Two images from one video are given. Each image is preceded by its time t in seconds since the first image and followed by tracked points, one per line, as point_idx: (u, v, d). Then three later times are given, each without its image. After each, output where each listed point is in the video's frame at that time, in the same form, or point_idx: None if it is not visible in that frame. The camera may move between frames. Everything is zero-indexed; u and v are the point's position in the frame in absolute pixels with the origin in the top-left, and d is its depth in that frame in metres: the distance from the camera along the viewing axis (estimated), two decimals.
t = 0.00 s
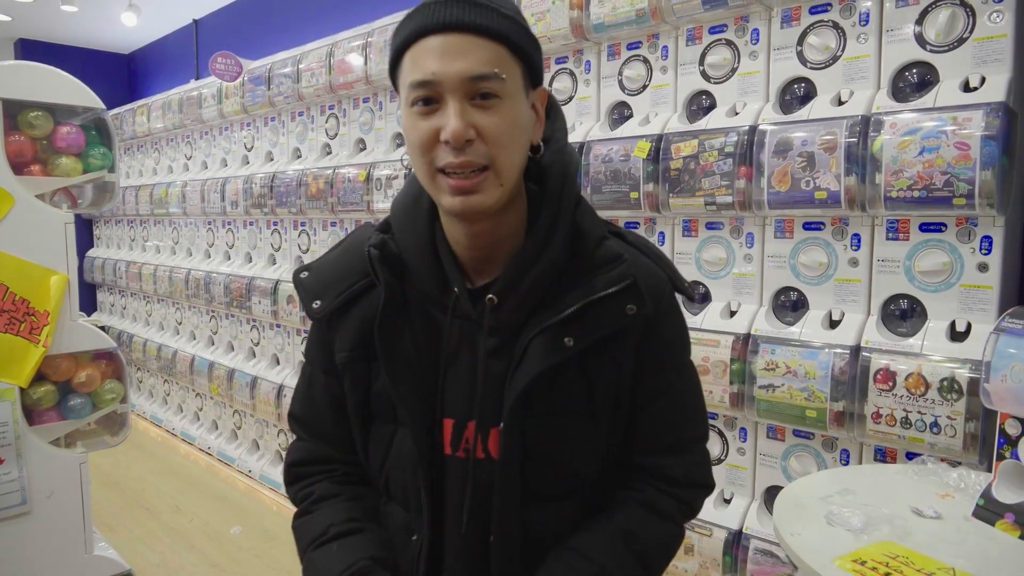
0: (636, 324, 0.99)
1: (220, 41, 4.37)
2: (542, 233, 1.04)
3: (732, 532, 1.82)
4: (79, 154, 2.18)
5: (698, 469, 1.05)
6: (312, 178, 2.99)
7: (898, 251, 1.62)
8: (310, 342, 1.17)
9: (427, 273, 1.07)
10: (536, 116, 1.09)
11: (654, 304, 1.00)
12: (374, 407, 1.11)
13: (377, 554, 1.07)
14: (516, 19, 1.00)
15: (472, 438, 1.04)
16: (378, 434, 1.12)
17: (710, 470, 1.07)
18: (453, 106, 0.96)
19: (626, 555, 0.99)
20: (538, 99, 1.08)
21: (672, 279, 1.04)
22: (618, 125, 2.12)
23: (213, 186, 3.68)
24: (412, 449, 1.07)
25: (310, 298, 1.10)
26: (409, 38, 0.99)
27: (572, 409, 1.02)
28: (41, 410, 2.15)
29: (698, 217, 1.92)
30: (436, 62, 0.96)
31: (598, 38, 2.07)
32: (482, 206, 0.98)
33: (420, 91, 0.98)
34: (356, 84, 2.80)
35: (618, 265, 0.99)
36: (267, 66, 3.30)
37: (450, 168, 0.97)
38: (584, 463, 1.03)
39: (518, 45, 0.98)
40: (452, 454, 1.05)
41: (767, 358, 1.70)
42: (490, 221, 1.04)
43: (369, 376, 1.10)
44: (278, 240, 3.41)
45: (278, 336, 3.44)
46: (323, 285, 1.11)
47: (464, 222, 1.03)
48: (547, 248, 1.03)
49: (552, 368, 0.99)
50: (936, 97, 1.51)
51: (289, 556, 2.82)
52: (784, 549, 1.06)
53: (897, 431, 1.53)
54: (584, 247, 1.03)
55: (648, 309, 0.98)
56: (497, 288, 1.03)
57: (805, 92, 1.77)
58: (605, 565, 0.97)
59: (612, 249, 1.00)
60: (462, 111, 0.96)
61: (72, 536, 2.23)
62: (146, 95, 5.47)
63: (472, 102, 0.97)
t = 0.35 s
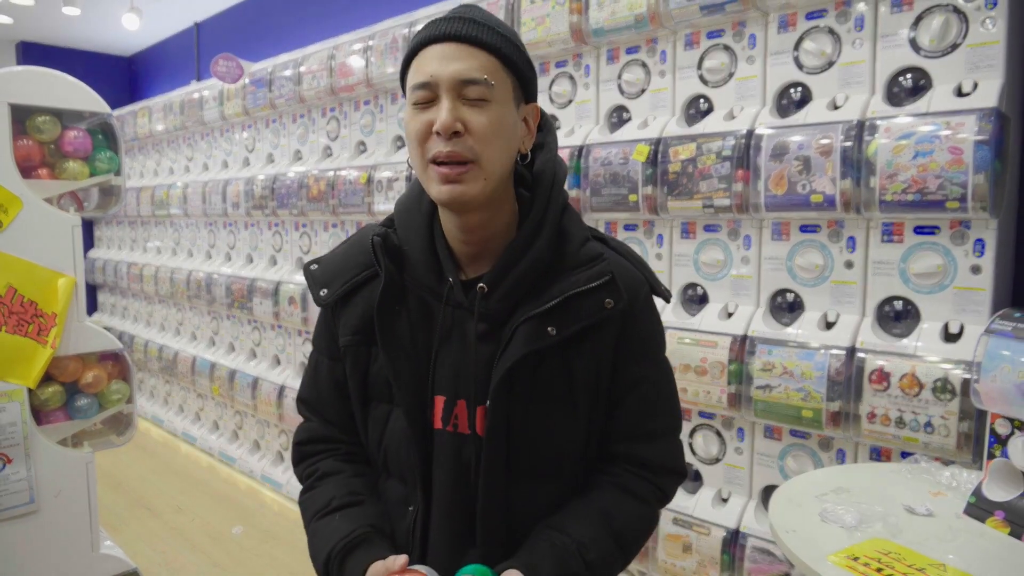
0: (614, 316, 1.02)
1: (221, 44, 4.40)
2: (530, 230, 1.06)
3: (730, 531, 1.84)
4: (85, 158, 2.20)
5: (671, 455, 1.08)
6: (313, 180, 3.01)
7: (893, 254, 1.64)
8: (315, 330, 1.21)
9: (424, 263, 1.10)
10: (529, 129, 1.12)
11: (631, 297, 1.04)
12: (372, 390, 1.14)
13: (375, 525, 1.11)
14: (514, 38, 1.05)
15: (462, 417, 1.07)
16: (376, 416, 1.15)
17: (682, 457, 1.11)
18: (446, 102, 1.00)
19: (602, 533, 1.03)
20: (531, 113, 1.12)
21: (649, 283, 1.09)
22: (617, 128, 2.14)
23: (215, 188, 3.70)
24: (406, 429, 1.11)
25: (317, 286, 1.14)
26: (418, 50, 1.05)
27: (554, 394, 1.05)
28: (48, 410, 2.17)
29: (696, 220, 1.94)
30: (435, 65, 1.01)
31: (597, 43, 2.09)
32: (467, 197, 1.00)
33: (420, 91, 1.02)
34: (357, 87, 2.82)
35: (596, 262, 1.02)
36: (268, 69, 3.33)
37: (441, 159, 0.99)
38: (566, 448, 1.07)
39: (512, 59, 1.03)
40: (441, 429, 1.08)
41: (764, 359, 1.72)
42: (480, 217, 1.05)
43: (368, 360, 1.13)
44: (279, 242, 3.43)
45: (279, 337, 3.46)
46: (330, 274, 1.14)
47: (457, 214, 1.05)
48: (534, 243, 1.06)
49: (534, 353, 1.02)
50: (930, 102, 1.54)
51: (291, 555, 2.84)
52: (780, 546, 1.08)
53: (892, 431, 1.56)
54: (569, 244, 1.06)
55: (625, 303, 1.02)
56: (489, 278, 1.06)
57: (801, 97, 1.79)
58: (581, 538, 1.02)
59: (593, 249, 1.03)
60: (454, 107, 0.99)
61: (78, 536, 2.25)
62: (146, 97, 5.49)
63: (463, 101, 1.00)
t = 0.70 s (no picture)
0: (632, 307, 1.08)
1: (218, 44, 4.40)
2: (562, 226, 1.10)
3: (726, 530, 1.85)
4: (83, 159, 2.21)
5: (682, 429, 1.15)
6: (311, 181, 3.02)
7: (888, 254, 1.65)
8: (344, 323, 1.21)
9: (461, 259, 1.11)
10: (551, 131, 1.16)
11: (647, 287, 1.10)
12: (407, 379, 1.16)
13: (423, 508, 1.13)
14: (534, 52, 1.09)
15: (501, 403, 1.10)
16: (410, 404, 1.16)
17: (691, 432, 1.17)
18: (476, 116, 1.04)
19: (632, 504, 1.08)
20: (550, 118, 1.14)
21: (659, 275, 1.15)
22: (614, 128, 2.15)
23: (212, 188, 3.70)
24: (444, 415, 1.12)
25: (352, 283, 1.15)
26: (443, 66, 1.09)
27: (581, 378, 1.10)
28: (46, 411, 2.17)
29: (692, 220, 1.95)
30: (462, 81, 1.05)
31: (595, 44, 2.10)
32: (500, 203, 1.04)
33: (450, 106, 1.06)
34: (354, 87, 2.83)
35: (619, 256, 1.09)
36: (266, 69, 3.33)
37: (474, 167, 1.03)
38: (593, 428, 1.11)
39: (534, 71, 1.07)
40: (482, 413, 1.11)
41: (761, 359, 1.73)
42: (511, 220, 1.08)
43: (404, 350, 1.15)
44: (277, 242, 3.43)
45: (277, 337, 3.46)
46: (363, 270, 1.15)
47: (488, 218, 1.08)
48: (567, 238, 1.10)
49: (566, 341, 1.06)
50: (925, 104, 1.55)
51: (288, 555, 2.84)
52: (776, 545, 1.09)
53: (887, 430, 1.57)
54: (594, 237, 1.12)
55: (644, 293, 1.08)
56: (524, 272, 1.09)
57: (797, 98, 1.80)
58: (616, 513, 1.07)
59: (614, 246, 1.09)
60: (484, 120, 1.04)
61: (77, 536, 2.25)
62: (144, 97, 5.49)
63: (490, 114, 1.04)
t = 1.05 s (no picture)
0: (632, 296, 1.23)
1: (215, 43, 4.40)
2: (576, 227, 1.18)
3: (721, 529, 1.86)
4: (80, 159, 2.22)
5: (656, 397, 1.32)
6: (307, 181, 3.02)
7: (881, 254, 1.66)
8: (350, 327, 1.14)
9: (484, 259, 1.12)
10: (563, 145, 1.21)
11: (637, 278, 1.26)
12: (430, 377, 1.14)
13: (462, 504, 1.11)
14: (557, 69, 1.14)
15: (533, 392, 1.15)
16: (434, 400, 1.15)
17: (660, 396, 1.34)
18: (508, 126, 1.07)
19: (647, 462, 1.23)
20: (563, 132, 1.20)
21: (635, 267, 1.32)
22: (610, 129, 2.16)
23: (209, 188, 3.70)
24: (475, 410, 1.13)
25: (371, 286, 1.09)
26: (474, 74, 1.10)
27: (598, 364, 1.20)
28: (43, 410, 2.17)
29: (687, 220, 1.96)
30: (496, 93, 1.07)
31: (591, 45, 2.11)
32: (521, 205, 1.08)
33: (482, 114, 1.08)
34: (351, 87, 2.83)
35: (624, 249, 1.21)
36: (263, 69, 3.34)
37: (502, 173, 1.06)
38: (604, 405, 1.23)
39: (558, 89, 1.12)
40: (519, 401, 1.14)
41: (755, 358, 1.74)
42: (526, 218, 1.14)
43: (427, 348, 1.13)
44: (273, 242, 3.44)
45: (274, 337, 3.46)
46: (381, 274, 1.10)
47: (505, 214, 1.13)
48: (579, 241, 1.18)
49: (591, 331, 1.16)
50: (917, 105, 1.56)
51: (285, 555, 2.85)
52: (770, 543, 1.10)
53: (880, 429, 1.58)
54: (598, 232, 1.22)
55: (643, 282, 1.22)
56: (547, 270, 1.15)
57: (791, 99, 1.81)
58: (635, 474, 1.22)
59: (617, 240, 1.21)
60: (516, 131, 1.07)
61: (75, 536, 2.26)
62: (140, 97, 5.49)
63: (520, 125, 1.08)
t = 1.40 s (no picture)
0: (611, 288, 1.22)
1: (213, 44, 4.40)
2: (553, 219, 1.17)
3: (718, 528, 1.87)
4: (79, 159, 2.22)
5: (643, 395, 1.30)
6: (305, 181, 3.02)
7: (877, 254, 1.67)
8: (321, 339, 1.10)
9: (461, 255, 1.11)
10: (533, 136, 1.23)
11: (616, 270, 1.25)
12: (407, 383, 1.10)
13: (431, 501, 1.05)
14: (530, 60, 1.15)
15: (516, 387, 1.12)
16: (412, 407, 1.11)
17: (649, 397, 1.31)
18: (485, 117, 1.06)
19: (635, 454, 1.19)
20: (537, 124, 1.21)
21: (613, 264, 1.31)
22: (607, 129, 2.17)
23: (207, 188, 3.71)
24: (456, 414, 1.09)
25: (341, 290, 1.05)
26: (448, 65, 1.10)
27: (579, 358, 1.17)
28: (42, 409, 2.17)
29: (684, 220, 1.97)
30: (471, 83, 1.07)
31: (588, 45, 2.12)
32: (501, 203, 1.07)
33: (458, 105, 1.07)
34: (349, 88, 2.84)
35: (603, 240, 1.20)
36: (261, 69, 3.34)
37: (480, 166, 1.05)
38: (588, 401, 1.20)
39: (532, 79, 1.13)
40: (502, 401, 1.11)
41: (752, 357, 1.75)
42: (504, 214, 1.13)
43: (402, 353, 1.09)
44: (271, 242, 3.44)
45: (272, 337, 3.47)
46: (351, 278, 1.06)
47: (483, 212, 1.12)
48: (557, 232, 1.17)
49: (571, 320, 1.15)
50: (913, 105, 1.56)
51: (284, 554, 2.85)
52: (764, 540, 1.11)
53: (876, 428, 1.59)
54: (575, 225, 1.21)
55: (623, 273, 1.21)
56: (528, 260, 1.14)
57: (788, 99, 1.82)
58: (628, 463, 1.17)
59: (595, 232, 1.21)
60: (493, 122, 1.06)
61: (74, 535, 2.26)
62: (138, 97, 5.49)
63: (497, 116, 1.08)
